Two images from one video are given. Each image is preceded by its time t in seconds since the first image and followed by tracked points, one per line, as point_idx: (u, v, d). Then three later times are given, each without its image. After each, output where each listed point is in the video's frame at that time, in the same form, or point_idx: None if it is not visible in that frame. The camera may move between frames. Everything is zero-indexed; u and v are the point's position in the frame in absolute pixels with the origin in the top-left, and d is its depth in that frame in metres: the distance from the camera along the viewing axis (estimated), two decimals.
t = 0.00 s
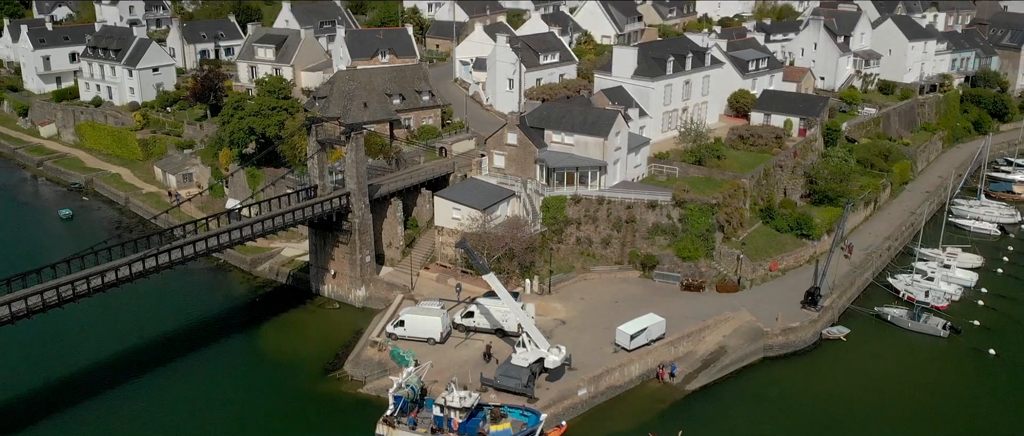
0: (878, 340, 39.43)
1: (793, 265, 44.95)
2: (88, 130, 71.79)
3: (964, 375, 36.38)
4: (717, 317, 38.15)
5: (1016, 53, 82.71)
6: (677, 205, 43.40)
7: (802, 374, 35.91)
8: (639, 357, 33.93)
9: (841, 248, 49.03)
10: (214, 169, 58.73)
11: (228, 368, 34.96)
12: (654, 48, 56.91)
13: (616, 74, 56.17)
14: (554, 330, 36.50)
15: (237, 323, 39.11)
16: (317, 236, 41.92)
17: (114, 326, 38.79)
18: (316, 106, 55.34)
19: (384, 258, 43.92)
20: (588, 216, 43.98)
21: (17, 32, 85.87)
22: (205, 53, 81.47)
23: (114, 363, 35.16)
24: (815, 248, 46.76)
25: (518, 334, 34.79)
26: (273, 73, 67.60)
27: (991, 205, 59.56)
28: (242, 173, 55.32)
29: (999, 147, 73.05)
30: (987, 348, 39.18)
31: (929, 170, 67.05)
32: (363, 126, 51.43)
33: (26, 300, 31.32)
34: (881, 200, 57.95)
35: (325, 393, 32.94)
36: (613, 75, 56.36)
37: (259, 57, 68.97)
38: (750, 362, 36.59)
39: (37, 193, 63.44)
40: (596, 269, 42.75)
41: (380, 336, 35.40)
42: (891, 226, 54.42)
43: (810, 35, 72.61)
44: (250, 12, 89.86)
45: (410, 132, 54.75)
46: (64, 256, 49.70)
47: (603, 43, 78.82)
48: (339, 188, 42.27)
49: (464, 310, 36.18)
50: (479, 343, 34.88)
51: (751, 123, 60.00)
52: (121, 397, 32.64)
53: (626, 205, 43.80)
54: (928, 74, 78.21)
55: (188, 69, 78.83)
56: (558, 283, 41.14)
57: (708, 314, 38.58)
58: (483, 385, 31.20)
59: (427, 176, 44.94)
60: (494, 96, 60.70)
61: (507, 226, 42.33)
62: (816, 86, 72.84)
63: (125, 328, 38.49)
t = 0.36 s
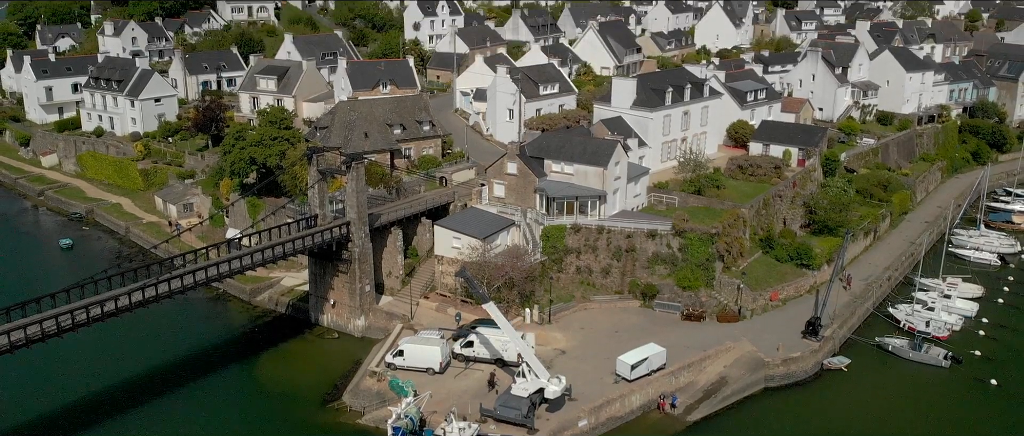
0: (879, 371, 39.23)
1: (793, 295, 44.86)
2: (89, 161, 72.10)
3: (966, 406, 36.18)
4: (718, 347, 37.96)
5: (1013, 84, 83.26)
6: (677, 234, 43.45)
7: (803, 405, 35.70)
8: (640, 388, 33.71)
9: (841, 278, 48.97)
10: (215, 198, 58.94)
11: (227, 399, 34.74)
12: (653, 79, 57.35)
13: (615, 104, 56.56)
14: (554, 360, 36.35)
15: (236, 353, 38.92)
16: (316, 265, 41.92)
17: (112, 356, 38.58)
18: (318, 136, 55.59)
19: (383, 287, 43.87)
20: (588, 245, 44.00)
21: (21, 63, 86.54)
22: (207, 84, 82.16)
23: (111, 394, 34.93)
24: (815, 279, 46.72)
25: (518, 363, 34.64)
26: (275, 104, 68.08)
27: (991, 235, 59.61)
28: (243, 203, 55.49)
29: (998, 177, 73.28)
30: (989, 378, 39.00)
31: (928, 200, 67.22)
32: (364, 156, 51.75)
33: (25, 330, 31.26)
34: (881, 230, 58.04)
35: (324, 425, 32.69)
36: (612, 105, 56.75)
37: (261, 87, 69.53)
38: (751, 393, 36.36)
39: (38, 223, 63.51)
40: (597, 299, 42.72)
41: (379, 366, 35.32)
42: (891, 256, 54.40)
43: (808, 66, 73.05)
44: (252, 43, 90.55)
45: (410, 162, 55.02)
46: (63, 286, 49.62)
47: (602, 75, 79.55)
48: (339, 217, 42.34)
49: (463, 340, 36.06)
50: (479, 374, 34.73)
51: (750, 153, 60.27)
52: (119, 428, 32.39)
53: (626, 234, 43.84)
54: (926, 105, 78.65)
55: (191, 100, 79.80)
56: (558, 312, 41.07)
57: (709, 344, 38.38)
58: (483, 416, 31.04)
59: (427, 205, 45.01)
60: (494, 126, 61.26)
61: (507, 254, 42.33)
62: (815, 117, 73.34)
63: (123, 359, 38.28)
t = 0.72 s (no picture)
0: (882, 400, 38.96)
1: (794, 324, 44.66)
2: (90, 189, 72.32)
3: None
4: (720, 376, 37.75)
5: (1012, 113, 83.62)
6: (678, 261, 43.41)
7: None
8: (641, 417, 33.49)
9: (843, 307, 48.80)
10: (216, 227, 59.03)
11: (225, 429, 34.49)
12: (653, 107, 57.66)
13: (615, 132, 56.80)
14: (555, 388, 36.14)
15: (235, 382, 38.70)
16: (316, 294, 41.83)
17: (110, 385, 38.36)
18: (319, 165, 55.74)
19: (383, 315, 43.75)
20: (588, 273, 43.95)
21: (24, 93, 87.10)
22: (209, 113, 82.49)
23: (109, 423, 34.69)
24: (816, 307, 46.56)
25: (518, 392, 34.44)
26: (277, 132, 68.45)
27: (992, 263, 59.53)
28: (243, 231, 55.53)
29: (998, 205, 73.33)
30: (992, 407, 38.76)
31: (929, 228, 67.19)
32: (365, 183, 51.94)
33: (25, 359, 31.14)
34: (881, 258, 57.95)
35: None
36: (612, 134, 56.99)
37: (263, 116, 69.96)
38: (753, 423, 36.09)
39: (38, 251, 63.53)
40: (597, 327, 42.58)
41: (378, 395, 35.23)
42: (892, 284, 54.27)
43: (807, 95, 73.77)
44: (254, 72, 91.18)
45: (411, 190, 55.14)
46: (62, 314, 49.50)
47: (602, 103, 80.04)
48: (339, 245, 42.32)
49: (463, 368, 35.86)
50: (479, 403, 34.52)
51: (750, 180, 60.41)
52: None
53: (626, 262, 43.80)
54: (925, 133, 78.90)
55: (193, 129, 80.36)
56: (558, 340, 40.91)
57: (710, 373, 38.16)
58: None
59: (427, 232, 45.04)
60: (495, 154, 61.46)
61: (507, 282, 42.26)
62: (815, 146, 73.62)
63: (121, 388, 38.05)
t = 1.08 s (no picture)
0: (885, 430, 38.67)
1: (796, 352, 44.40)
2: (91, 217, 72.40)
3: None
4: (722, 405, 37.51)
5: (1012, 141, 83.96)
6: (679, 289, 43.34)
7: None
8: None
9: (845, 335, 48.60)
10: (216, 255, 59.02)
11: None
12: (653, 136, 57.89)
13: (615, 160, 56.97)
14: (556, 417, 35.89)
15: (234, 412, 38.42)
16: (316, 322, 41.69)
17: (108, 414, 38.06)
18: (320, 193, 55.83)
19: (383, 344, 43.57)
20: (589, 300, 43.81)
21: (26, 121, 87.50)
22: (210, 142, 82.78)
23: None
24: (818, 335, 46.34)
25: (518, 421, 34.16)
26: (278, 160, 68.71)
27: (993, 291, 59.43)
28: (243, 259, 55.53)
29: (998, 233, 73.37)
30: None
31: (930, 256, 67.11)
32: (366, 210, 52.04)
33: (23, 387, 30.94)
34: (883, 286, 57.80)
35: None
36: (612, 162, 57.15)
37: (264, 145, 70.16)
38: None
39: (37, 279, 63.42)
40: (598, 356, 42.39)
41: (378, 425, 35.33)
42: (894, 312, 54.10)
43: (806, 123, 74.21)
44: (256, 101, 91.74)
45: (411, 217, 55.18)
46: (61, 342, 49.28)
47: (602, 132, 80.39)
48: (340, 273, 42.26)
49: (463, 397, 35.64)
50: (479, 432, 34.27)
51: (750, 208, 60.46)
52: None
53: (627, 289, 43.72)
54: (925, 162, 79.14)
55: (194, 158, 80.65)
56: (559, 369, 40.71)
57: (712, 401, 37.91)
58: None
59: (428, 260, 44.98)
60: (495, 182, 61.61)
61: (508, 310, 42.09)
62: (815, 174, 73.82)
63: (119, 417, 37.74)
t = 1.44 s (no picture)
0: None
1: (798, 381, 44.07)
2: (91, 245, 72.42)
3: None
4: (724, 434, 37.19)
5: (1011, 170, 84.00)
6: (680, 318, 43.16)
7: None
8: None
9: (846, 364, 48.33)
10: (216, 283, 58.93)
11: None
12: (653, 164, 58.01)
13: (616, 189, 57.06)
14: None
15: None
16: (315, 351, 41.47)
17: None
18: (320, 221, 55.87)
19: (383, 372, 43.30)
20: (590, 329, 43.55)
21: (27, 150, 87.72)
22: (211, 170, 83.06)
23: None
24: (820, 364, 46.06)
25: None
26: (279, 189, 68.85)
27: (995, 320, 59.17)
28: (243, 287, 55.43)
29: (1000, 262, 73.21)
30: None
31: (931, 285, 66.90)
32: (366, 238, 51.94)
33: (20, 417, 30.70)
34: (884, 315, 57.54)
35: None
36: (612, 190, 57.21)
37: (265, 174, 70.30)
38: None
39: (37, 308, 63.29)
40: (600, 385, 42.14)
41: None
42: (895, 341, 53.81)
43: (806, 153, 74.13)
44: (258, 129, 92.18)
45: (412, 245, 55.11)
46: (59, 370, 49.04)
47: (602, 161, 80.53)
48: (340, 301, 42.09)
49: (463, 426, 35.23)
50: None
51: (751, 237, 60.41)
52: None
53: (628, 318, 43.54)
54: (925, 190, 79.23)
55: (195, 187, 80.90)
56: (560, 398, 40.44)
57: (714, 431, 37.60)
58: None
59: (428, 289, 44.82)
60: (495, 210, 61.63)
61: (508, 338, 41.88)
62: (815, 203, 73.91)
63: None
